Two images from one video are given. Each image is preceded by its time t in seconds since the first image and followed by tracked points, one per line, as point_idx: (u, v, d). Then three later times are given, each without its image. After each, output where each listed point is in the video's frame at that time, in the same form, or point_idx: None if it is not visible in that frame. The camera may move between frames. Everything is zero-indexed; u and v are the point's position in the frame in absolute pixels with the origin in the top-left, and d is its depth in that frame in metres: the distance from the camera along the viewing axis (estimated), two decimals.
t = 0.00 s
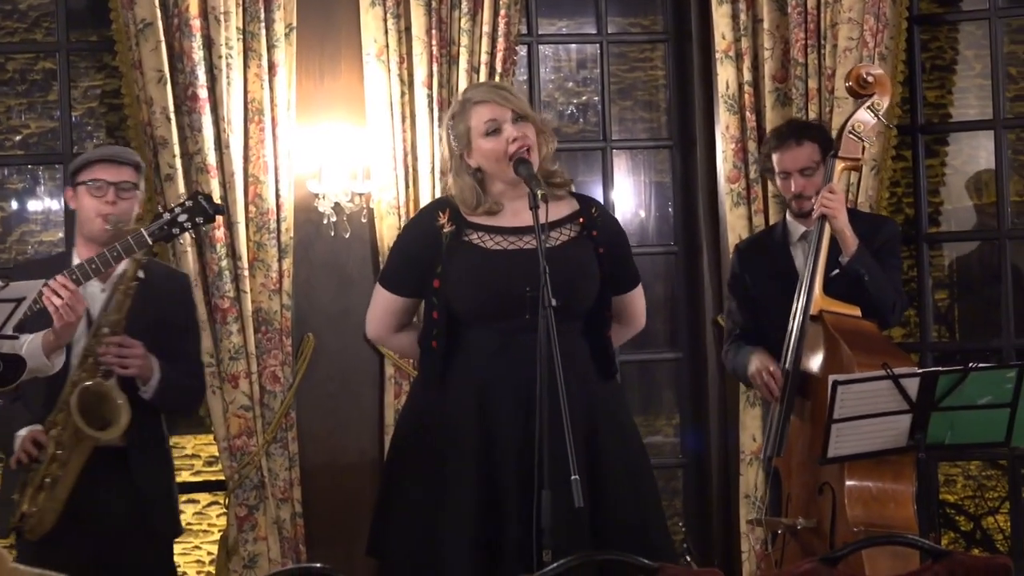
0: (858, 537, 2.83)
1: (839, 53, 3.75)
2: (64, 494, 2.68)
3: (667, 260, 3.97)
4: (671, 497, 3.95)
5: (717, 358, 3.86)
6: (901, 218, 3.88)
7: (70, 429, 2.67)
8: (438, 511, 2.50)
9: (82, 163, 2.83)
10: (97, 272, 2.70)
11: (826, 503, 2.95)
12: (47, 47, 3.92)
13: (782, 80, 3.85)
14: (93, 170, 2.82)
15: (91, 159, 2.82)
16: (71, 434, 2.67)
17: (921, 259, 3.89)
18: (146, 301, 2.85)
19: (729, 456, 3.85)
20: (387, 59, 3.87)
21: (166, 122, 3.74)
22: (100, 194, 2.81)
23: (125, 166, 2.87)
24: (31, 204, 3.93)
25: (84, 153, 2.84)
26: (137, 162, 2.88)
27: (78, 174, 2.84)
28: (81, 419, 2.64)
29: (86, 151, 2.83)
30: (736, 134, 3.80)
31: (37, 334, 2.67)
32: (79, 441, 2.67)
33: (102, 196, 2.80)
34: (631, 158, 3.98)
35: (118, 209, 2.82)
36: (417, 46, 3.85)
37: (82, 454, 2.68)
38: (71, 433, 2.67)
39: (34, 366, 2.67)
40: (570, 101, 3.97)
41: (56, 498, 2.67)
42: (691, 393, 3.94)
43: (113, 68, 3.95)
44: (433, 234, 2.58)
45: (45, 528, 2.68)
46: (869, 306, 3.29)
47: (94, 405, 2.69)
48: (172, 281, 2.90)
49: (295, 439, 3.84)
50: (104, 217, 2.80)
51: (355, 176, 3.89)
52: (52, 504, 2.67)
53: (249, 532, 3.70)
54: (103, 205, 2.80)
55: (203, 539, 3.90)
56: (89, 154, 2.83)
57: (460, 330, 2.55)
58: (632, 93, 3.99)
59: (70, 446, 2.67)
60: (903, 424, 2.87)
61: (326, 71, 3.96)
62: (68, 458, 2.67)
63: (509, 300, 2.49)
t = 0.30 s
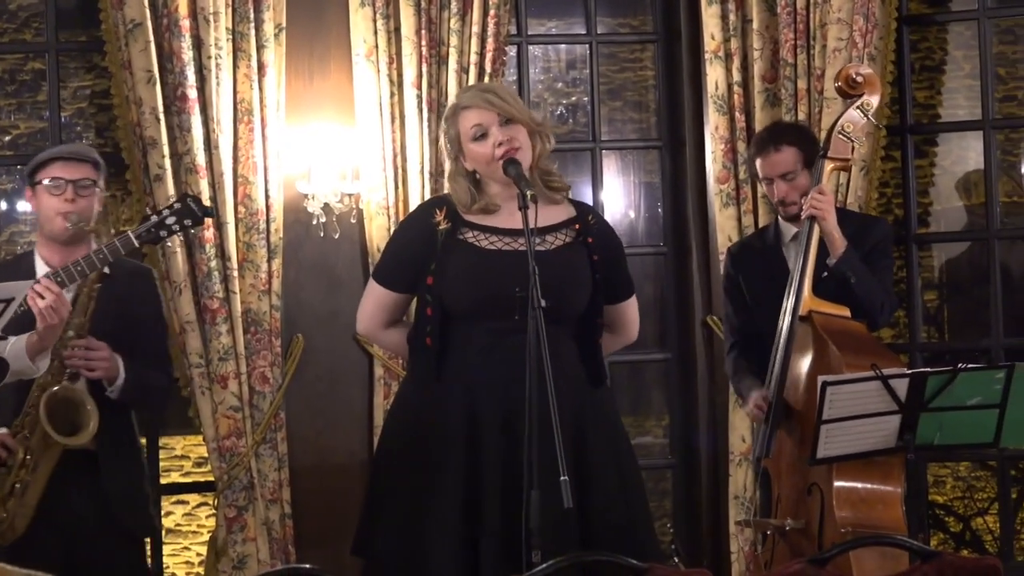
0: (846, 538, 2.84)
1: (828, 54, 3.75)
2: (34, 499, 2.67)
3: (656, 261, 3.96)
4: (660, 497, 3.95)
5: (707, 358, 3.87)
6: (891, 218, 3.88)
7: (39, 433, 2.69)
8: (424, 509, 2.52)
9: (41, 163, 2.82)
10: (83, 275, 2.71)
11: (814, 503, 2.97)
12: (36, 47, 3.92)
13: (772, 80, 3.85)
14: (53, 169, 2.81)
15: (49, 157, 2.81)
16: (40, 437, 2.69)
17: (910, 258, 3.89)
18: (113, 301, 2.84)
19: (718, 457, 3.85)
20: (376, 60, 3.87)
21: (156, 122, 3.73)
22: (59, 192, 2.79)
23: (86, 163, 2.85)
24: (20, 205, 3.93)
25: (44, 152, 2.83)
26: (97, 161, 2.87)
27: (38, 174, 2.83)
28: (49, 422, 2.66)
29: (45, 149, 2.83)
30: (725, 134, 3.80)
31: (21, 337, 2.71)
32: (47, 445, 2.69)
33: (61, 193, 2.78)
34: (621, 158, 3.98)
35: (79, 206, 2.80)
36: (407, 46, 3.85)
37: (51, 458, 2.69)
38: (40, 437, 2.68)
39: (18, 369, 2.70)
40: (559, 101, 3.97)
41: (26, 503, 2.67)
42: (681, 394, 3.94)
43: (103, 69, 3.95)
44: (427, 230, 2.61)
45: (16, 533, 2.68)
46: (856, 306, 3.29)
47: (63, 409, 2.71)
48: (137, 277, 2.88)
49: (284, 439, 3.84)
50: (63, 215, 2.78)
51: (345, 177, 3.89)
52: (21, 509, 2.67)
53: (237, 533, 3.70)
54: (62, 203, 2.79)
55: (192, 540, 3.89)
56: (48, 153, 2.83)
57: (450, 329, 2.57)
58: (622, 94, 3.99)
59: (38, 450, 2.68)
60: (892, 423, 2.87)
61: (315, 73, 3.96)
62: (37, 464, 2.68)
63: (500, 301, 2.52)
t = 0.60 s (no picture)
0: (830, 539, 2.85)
1: (816, 55, 3.76)
2: (45, 501, 2.75)
3: (642, 260, 3.97)
4: (645, 498, 3.95)
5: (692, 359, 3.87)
6: (877, 219, 3.88)
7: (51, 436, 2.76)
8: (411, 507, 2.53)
9: (15, 162, 2.82)
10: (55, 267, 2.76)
11: (800, 504, 2.98)
12: (23, 44, 3.91)
13: (759, 81, 3.85)
14: (30, 168, 2.82)
15: (24, 155, 2.83)
16: (54, 440, 2.77)
17: (896, 260, 3.89)
18: (107, 301, 2.89)
19: (702, 457, 3.86)
20: (363, 58, 3.87)
21: (142, 119, 3.73)
22: (39, 191, 2.79)
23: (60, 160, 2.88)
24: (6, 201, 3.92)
25: (19, 152, 2.84)
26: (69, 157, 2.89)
27: (10, 172, 2.83)
28: (71, 424, 2.73)
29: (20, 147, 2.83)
30: (712, 134, 3.80)
31: None
32: (62, 446, 2.76)
33: (42, 191, 2.79)
34: (608, 158, 3.98)
35: (59, 204, 2.81)
36: (394, 45, 3.85)
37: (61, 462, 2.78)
38: (54, 440, 2.76)
39: None
40: (547, 101, 3.97)
41: (38, 507, 2.75)
42: (666, 394, 3.94)
43: (90, 66, 3.94)
44: (416, 230, 2.59)
45: (24, 536, 2.74)
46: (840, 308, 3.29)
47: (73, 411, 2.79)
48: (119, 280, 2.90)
49: (269, 437, 3.84)
50: (44, 214, 2.78)
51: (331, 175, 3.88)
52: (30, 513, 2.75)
53: (222, 531, 3.70)
54: (43, 201, 2.79)
55: (176, 538, 3.90)
56: (23, 151, 2.83)
57: (438, 327, 2.58)
58: (609, 94, 3.99)
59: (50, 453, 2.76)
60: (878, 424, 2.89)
61: (302, 71, 3.96)
62: (50, 464, 2.77)
63: (489, 301, 2.52)
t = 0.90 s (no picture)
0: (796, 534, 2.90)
1: (787, 52, 3.76)
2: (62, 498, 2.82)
3: (611, 257, 3.97)
4: (612, 494, 3.96)
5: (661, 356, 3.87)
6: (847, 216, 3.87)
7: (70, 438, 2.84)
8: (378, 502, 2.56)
9: None
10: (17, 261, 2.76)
11: (768, 500, 3.03)
12: None
13: (729, 78, 3.85)
14: (9, 167, 2.80)
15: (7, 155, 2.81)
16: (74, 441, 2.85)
17: (865, 258, 3.88)
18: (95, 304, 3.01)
19: (669, 453, 3.87)
20: (334, 53, 3.87)
21: (112, 113, 3.73)
22: (19, 189, 2.80)
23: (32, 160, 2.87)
24: None
25: None
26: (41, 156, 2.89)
27: None
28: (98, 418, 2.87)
29: None
30: (682, 131, 3.80)
31: None
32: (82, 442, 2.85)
33: (24, 190, 2.80)
34: (578, 154, 3.98)
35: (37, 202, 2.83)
36: (365, 40, 3.84)
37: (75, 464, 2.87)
38: (74, 442, 2.84)
39: None
40: (518, 97, 3.97)
41: (55, 502, 2.80)
42: (634, 391, 3.95)
43: (60, 60, 3.95)
44: (384, 225, 2.63)
45: (36, 535, 2.77)
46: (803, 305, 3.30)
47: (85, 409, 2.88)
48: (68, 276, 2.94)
49: (237, 432, 3.85)
50: (26, 212, 2.81)
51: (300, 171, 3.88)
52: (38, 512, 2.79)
53: (189, 526, 3.71)
54: (23, 199, 2.80)
55: (144, 532, 3.91)
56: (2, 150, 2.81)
57: (407, 323, 2.61)
58: (580, 90, 3.99)
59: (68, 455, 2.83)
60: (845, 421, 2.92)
61: (272, 64, 3.95)
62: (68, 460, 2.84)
63: (457, 296, 2.55)
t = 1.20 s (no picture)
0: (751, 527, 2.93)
1: (743, 47, 3.76)
2: (61, 477, 3.28)
3: (568, 252, 3.98)
4: (570, 489, 3.96)
5: (618, 349, 3.89)
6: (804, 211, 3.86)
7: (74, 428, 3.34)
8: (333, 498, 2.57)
9: None
10: None
11: (726, 494, 3.08)
12: None
13: (686, 73, 3.84)
14: None
15: None
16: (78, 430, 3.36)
17: (822, 253, 3.88)
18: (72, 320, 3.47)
19: (626, 447, 3.88)
20: (291, 48, 3.86)
21: (68, 109, 3.71)
22: None
23: None
24: None
25: None
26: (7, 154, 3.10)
27: None
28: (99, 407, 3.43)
29: None
30: (639, 126, 3.80)
31: None
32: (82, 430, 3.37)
33: None
34: (535, 149, 3.99)
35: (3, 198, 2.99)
36: (322, 36, 3.84)
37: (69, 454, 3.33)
38: (76, 431, 3.35)
39: None
40: (475, 92, 3.97)
41: (56, 481, 3.26)
42: (592, 385, 3.96)
43: (17, 55, 3.95)
44: (338, 221, 2.64)
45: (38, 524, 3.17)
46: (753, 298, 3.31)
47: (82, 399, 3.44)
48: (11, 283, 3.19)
49: (194, 428, 3.84)
50: None
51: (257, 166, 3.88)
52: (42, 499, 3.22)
53: (145, 521, 3.71)
54: None
55: (101, 527, 3.92)
56: None
57: (362, 318, 2.62)
58: (537, 85, 3.99)
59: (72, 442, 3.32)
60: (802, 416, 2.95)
61: (229, 59, 3.96)
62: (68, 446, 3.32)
63: (413, 292, 2.57)
